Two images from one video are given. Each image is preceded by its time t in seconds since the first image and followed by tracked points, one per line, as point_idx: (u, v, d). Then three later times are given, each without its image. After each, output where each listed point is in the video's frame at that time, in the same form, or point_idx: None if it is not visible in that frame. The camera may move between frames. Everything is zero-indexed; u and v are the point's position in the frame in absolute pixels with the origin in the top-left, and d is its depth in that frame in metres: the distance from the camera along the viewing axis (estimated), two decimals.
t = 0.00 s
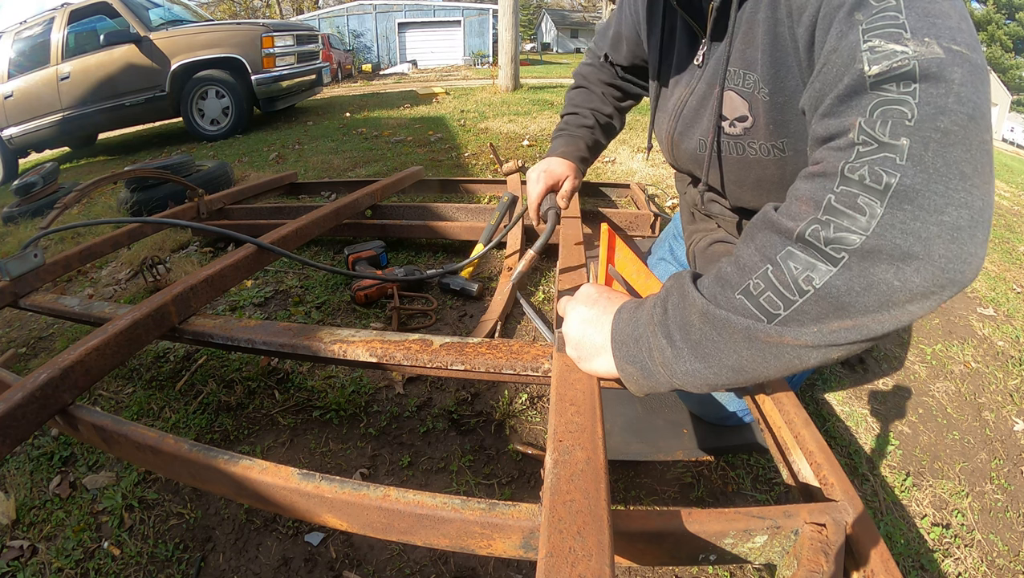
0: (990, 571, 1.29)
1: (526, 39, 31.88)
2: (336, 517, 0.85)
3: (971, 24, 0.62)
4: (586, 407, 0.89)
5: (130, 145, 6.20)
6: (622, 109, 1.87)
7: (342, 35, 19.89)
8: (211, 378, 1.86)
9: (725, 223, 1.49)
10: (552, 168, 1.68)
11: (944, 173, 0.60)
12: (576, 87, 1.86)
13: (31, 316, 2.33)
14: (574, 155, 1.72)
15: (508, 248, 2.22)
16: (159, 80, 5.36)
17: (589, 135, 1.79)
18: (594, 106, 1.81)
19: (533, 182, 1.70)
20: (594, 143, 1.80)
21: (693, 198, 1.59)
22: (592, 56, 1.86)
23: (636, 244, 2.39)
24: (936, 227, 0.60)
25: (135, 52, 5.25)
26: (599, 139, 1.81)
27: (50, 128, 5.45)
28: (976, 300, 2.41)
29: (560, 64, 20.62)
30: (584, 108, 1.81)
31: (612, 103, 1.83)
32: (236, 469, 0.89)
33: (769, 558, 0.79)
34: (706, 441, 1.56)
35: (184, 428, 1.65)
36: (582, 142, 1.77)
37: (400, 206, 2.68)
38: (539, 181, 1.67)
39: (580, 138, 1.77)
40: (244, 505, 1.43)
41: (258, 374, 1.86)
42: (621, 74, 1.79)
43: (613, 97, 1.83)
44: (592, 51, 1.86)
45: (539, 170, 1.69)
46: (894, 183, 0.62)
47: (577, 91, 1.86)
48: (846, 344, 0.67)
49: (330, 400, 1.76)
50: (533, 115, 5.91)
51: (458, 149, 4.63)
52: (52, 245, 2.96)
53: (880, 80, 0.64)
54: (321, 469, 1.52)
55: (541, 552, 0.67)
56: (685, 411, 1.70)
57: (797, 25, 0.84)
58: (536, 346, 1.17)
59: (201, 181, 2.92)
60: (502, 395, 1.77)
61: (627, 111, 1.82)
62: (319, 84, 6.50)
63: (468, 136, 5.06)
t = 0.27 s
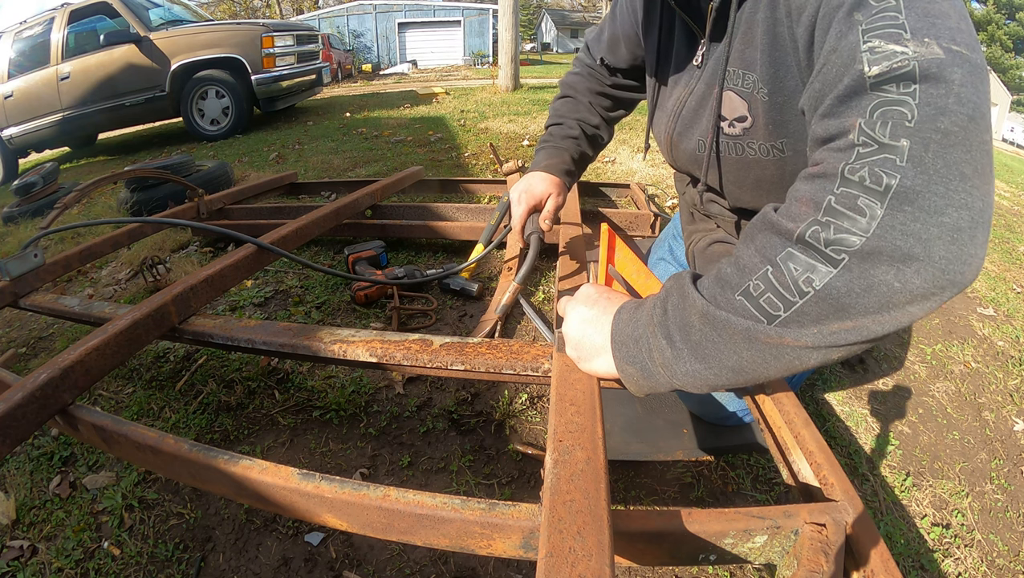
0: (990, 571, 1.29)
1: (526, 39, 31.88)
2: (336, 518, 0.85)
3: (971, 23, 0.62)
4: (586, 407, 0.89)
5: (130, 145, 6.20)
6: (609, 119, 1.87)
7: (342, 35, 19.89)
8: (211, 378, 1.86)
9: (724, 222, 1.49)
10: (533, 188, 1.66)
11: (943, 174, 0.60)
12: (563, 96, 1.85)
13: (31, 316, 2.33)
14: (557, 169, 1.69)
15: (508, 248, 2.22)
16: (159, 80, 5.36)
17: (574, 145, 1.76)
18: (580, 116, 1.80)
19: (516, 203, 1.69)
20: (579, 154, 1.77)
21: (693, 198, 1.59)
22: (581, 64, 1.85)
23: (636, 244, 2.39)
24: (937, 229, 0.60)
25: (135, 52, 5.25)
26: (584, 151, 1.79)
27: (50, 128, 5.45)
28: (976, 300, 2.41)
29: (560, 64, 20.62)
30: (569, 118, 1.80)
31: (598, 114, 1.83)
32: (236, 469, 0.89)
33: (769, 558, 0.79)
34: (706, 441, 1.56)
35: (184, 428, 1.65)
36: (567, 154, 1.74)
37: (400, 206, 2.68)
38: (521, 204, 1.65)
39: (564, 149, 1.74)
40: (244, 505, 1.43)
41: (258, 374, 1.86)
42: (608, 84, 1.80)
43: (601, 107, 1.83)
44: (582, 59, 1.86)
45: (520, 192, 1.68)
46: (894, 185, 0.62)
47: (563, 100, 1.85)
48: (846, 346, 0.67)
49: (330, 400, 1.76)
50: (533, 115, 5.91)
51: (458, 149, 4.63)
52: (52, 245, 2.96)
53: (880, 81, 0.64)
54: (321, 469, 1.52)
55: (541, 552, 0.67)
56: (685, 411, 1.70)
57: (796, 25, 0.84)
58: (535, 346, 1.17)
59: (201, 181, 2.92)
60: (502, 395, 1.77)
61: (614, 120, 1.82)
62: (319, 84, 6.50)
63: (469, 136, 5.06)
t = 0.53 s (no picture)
0: (990, 571, 1.29)
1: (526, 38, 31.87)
2: (336, 518, 0.85)
3: (972, 26, 0.62)
4: (586, 407, 0.89)
5: (130, 145, 6.20)
6: (606, 120, 1.87)
7: (342, 35, 19.88)
8: (211, 378, 1.86)
9: (725, 223, 1.49)
10: (530, 195, 1.66)
11: (945, 177, 0.60)
12: (558, 98, 1.85)
13: (31, 316, 2.33)
14: (552, 172, 1.68)
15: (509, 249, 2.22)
16: (159, 80, 5.36)
17: (570, 147, 1.76)
18: (576, 118, 1.80)
19: (515, 208, 1.71)
20: (575, 156, 1.77)
21: (693, 199, 1.59)
22: (576, 66, 1.86)
23: (636, 245, 2.39)
24: (937, 232, 0.60)
25: (135, 52, 5.24)
26: (581, 152, 1.79)
27: (50, 128, 5.45)
28: (976, 300, 2.41)
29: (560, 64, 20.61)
30: (565, 120, 1.80)
31: (595, 116, 1.83)
32: (236, 469, 0.89)
33: (769, 558, 0.79)
34: (706, 441, 1.56)
35: (184, 428, 1.65)
36: (563, 156, 1.74)
37: (401, 206, 2.68)
38: (518, 210, 1.68)
39: (560, 151, 1.74)
40: (244, 505, 1.43)
41: (258, 374, 1.86)
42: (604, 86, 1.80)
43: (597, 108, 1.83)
44: (579, 60, 1.86)
45: (518, 197, 1.69)
46: (895, 188, 0.62)
47: (559, 102, 1.86)
48: (846, 349, 0.67)
49: (330, 400, 1.76)
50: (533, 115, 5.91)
51: (458, 149, 4.63)
52: (52, 245, 2.96)
53: (881, 84, 0.64)
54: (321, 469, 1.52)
55: (541, 552, 0.67)
56: (685, 411, 1.70)
57: (796, 26, 0.84)
58: (536, 346, 1.17)
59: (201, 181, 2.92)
60: (502, 395, 1.77)
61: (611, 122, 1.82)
62: (319, 84, 6.50)
63: (469, 136, 5.06)
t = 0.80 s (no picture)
0: (990, 571, 1.29)
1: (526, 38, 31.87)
2: (336, 518, 0.85)
3: (972, 25, 0.62)
4: (586, 408, 0.89)
5: (130, 145, 6.20)
6: (606, 118, 1.87)
7: (342, 35, 19.89)
8: (211, 378, 1.86)
9: (724, 223, 1.49)
10: (529, 191, 1.66)
11: (944, 177, 0.60)
12: (558, 95, 1.86)
13: (31, 316, 2.33)
14: (550, 168, 1.69)
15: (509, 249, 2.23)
16: (159, 80, 5.35)
17: (569, 143, 1.76)
18: (575, 114, 1.80)
19: (514, 205, 1.71)
20: (574, 152, 1.77)
21: (693, 199, 1.59)
22: (576, 63, 1.86)
23: (636, 245, 2.39)
24: (937, 232, 0.60)
25: (135, 52, 5.25)
26: (579, 148, 1.79)
27: (50, 128, 5.44)
28: (976, 300, 2.41)
29: (560, 63, 20.61)
30: (563, 116, 1.80)
31: (593, 112, 1.83)
32: (236, 469, 0.89)
33: (768, 558, 0.79)
34: (706, 441, 1.56)
35: (184, 428, 1.65)
36: (562, 151, 1.74)
37: (401, 206, 2.68)
38: (517, 207, 1.68)
39: (559, 147, 1.74)
40: (244, 505, 1.43)
41: (258, 374, 1.86)
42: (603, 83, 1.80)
43: (597, 105, 1.83)
44: (579, 57, 1.86)
45: (517, 194, 1.68)
46: (895, 188, 0.62)
47: (559, 99, 1.86)
48: (845, 349, 0.67)
49: (330, 400, 1.76)
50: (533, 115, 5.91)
51: (458, 149, 4.63)
52: (52, 245, 2.96)
53: (881, 83, 0.64)
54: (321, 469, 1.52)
55: (540, 553, 0.67)
56: (685, 411, 1.70)
57: (796, 26, 0.84)
58: (536, 346, 1.16)
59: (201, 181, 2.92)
60: (502, 395, 1.77)
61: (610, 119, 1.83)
62: (319, 84, 6.50)
63: (469, 136, 5.06)
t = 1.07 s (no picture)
0: (990, 571, 1.29)
1: (527, 39, 31.87)
2: (336, 518, 0.85)
3: (972, 25, 0.62)
4: (586, 407, 0.89)
5: (130, 145, 6.20)
6: (607, 115, 1.87)
7: (342, 35, 19.89)
8: (211, 378, 1.86)
9: (724, 223, 1.49)
10: (528, 182, 1.65)
11: (944, 175, 0.60)
12: (559, 90, 1.86)
13: (31, 316, 2.33)
14: (551, 161, 1.69)
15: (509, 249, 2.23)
16: (159, 80, 5.35)
17: (569, 137, 1.76)
18: (576, 110, 1.80)
19: (511, 194, 1.69)
20: (574, 147, 1.77)
21: (693, 198, 1.59)
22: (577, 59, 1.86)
23: (636, 245, 2.39)
24: (937, 231, 0.60)
25: (135, 52, 5.25)
26: (580, 144, 1.79)
27: (50, 128, 5.45)
28: (976, 300, 2.41)
29: (560, 63, 20.61)
30: (564, 112, 1.80)
31: (595, 108, 1.82)
32: (236, 469, 0.89)
33: (769, 558, 0.79)
34: (706, 441, 1.56)
35: (184, 428, 1.65)
36: (562, 146, 1.74)
37: (401, 206, 2.68)
38: (515, 196, 1.66)
39: (559, 141, 1.74)
40: (244, 505, 1.43)
41: (258, 374, 1.86)
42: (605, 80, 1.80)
43: (598, 101, 1.83)
44: (580, 54, 1.86)
45: (516, 183, 1.67)
46: (895, 187, 0.62)
47: (560, 94, 1.86)
48: (845, 348, 0.67)
49: (330, 400, 1.76)
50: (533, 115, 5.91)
51: (458, 149, 4.63)
52: (52, 245, 2.97)
53: (881, 82, 0.64)
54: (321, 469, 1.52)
55: (541, 552, 0.67)
56: (685, 411, 1.70)
57: (796, 25, 0.84)
58: (536, 346, 1.16)
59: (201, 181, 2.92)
60: (502, 395, 1.78)
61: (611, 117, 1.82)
62: (319, 84, 6.50)
63: (469, 136, 5.06)
